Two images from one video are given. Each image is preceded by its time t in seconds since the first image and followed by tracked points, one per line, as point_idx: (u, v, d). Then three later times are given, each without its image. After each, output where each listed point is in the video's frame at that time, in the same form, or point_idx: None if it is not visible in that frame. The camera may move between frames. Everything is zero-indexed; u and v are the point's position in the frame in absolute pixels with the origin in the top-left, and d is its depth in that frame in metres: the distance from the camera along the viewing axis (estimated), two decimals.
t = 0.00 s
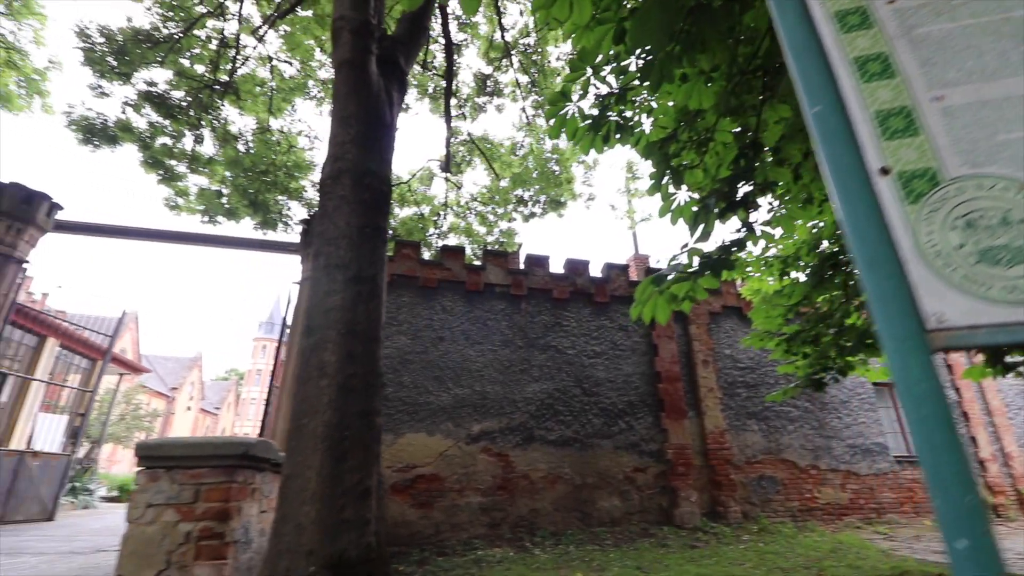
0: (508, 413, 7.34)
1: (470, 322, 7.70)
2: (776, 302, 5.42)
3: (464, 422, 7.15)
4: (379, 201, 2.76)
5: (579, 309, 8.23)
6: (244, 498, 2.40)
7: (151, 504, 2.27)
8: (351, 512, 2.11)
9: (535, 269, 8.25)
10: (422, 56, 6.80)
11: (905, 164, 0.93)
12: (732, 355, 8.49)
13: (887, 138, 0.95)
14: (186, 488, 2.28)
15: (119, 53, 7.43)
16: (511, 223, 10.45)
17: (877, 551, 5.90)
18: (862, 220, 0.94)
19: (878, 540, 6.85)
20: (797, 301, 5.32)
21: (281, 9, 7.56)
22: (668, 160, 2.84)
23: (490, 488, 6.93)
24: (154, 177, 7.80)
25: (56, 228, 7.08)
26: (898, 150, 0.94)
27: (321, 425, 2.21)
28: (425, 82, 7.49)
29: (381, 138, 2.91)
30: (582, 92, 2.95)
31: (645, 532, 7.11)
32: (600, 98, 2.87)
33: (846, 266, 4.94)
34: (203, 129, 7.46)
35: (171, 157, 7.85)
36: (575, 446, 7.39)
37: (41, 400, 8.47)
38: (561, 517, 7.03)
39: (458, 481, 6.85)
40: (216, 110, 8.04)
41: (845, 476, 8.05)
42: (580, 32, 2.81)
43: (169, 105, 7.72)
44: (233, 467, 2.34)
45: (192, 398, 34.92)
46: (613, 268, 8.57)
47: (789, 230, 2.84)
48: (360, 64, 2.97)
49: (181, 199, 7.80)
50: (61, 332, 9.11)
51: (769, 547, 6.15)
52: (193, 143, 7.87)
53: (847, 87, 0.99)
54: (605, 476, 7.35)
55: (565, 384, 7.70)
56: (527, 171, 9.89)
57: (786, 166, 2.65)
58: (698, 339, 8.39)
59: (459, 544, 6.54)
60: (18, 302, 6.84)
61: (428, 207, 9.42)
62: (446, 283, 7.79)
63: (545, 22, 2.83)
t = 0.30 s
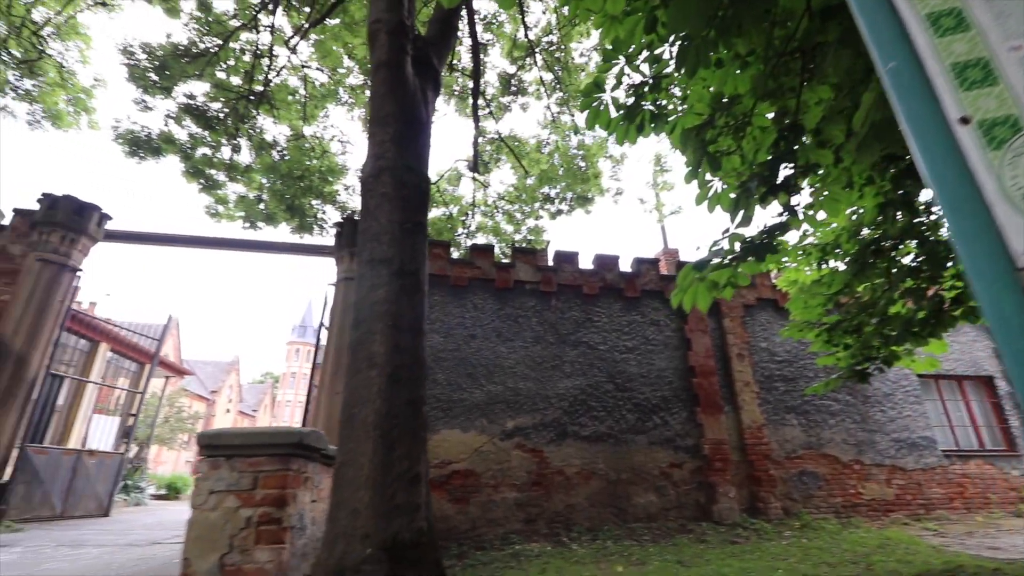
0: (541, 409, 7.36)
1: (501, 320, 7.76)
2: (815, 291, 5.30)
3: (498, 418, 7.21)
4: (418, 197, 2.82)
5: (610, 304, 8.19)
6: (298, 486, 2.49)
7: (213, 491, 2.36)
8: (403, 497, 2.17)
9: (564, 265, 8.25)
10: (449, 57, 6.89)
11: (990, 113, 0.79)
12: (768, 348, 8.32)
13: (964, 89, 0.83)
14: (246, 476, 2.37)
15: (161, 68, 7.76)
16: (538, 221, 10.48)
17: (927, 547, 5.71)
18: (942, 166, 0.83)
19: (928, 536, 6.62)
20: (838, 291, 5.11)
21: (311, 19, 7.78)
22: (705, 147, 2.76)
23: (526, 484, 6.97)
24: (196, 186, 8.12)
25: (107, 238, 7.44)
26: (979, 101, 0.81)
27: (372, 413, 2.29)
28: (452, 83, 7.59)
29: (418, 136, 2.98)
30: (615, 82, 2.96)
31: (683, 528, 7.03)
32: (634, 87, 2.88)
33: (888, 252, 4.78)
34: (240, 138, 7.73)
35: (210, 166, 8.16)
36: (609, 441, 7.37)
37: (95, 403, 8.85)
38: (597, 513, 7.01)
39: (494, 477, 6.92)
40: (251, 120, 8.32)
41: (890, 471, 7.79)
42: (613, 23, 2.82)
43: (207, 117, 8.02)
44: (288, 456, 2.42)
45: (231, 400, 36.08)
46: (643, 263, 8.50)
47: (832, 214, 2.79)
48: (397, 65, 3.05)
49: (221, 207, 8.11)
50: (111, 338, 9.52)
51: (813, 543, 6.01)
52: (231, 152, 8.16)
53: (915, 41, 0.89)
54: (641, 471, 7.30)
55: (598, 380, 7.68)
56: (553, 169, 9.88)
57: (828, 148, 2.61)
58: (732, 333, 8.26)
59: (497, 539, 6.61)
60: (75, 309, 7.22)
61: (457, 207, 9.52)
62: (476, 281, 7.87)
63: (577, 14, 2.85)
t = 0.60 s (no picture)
0: (574, 405, 7.37)
1: (532, 317, 7.80)
2: (855, 281, 5.18)
3: (531, 415, 7.25)
4: (455, 192, 2.88)
5: (640, 299, 8.14)
6: (349, 474, 2.58)
7: (270, 478, 2.46)
8: (453, 482, 2.23)
9: (593, 261, 8.23)
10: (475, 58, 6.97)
11: None
12: (805, 341, 8.13)
13: None
14: (301, 463, 2.47)
15: (199, 81, 8.06)
16: (565, 218, 10.48)
17: (980, 544, 5.51)
18: (1016, 128, 0.79)
19: (980, 533, 6.37)
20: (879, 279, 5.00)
21: (340, 27, 7.97)
22: (743, 134, 2.81)
23: (560, 480, 6.99)
24: (234, 194, 8.42)
25: (153, 245, 7.78)
26: None
27: (419, 402, 2.36)
28: (478, 84, 7.67)
29: (454, 133, 3.04)
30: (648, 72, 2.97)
31: (721, 524, 6.94)
32: (667, 77, 2.89)
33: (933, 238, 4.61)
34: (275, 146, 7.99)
35: (247, 174, 8.45)
36: (643, 437, 7.33)
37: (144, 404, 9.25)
38: (633, 509, 6.97)
39: (528, 472, 6.96)
40: (285, 128, 8.57)
41: (938, 467, 7.51)
42: (645, 12, 2.84)
43: (243, 127, 8.30)
44: (340, 444, 2.52)
45: (267, 402, 37.11)
46: (673, 257, 8.42)
47: (877, 197, 2.73)
48: (432, 64, 3.13)
49: (259, 213, 8.40)
50: (157, 342, 9.93)
51: (857, 539, 5.87)
52: (266, 159, 8.43)
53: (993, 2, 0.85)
54: (676, 467, 7.24)
55: (630, 375, 7.65)
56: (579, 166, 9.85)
57: (871, 129, 2.56)
58: (767, 327, 8.11)
59: (532, 534, 6.67)
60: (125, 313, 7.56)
61: (484, 207, 9.61)
62: (506, 279, 7.93)
63: (610, 4, 2.88)
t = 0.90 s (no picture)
0: (615, 399, 7.33)
1: (570, 312, 7.80)
2: (908, 264, 4.98)
3: (572, 409, 7.26)
4: (499, 183, 2.94)
5: (679, 292, 8.02)
6: (406, 460, 2.67)
7: (332, 463, 2.56)
8: (509, 465, 2.28)
9: (630, 254, 8.17)
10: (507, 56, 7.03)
11: None
12: (855, 330, 7.84)
13: None
14: (361, 449, 2.56)
15: (243, 94, 8.41)
16: (599, 213, 10.44)
17: None
18: None
19: None
20: (934, 262, 4.78)
21: (374, 34, 8.18)
22: (792, 111, 2.78)
23: (603, 474, 6.97)
24: (278, 201, 8.75)
25: (205, 253, 8.16)
26: None
27: (474, 387, 2.42)
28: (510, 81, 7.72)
29: (496, 126, 3.10)
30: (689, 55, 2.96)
31: (770, 520, 6.78)
32: (710, 59, 2.86)
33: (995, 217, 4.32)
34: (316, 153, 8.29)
35: (290, 181, 8.77)
36: (687, 431, 7.22)
37: (201, 404, 9.71)
38: (679, 503, 6.89)
39: (571, 467, 6.98)
40: (324, 135, 8.85)
41: (1004, 460, 7.11)
42: None
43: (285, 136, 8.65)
44: (396, 430, 2.61)
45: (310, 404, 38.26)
46: (713, 248, 8.26)
47: (936, 170, 2.64)
48: (472, 60, 3.19)
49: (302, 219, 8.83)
50: (210, 345, 10.41)
51: (919, 534, 5.63)
52: (307, 166, 8.75)
53: None
54: (722, 461, 7.11)
55: (672, 369, 7.55)
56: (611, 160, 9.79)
57: (927, 101, 2.48)
58: (814, 316, 7.86)
59: (577, 528, 6.69)
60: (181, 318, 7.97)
61: (517, 205, 9.66)
62: (542, 275, 7.96)
63: None
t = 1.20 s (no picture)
0: (654, 393, 7.25)
1: (605, 305, 7.75)
2: (964, 245, 4.75)
3: (611, 403, 7.22)
4: (538, 171, 2.96)
5: (718, 283, 7.86)
6: (456, 447, 2.73)
7: (386, 450, 2.63)
8: (560, 449, 2.29)
9: (666, 246, 8.04)
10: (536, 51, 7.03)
11: None
12: (907, 318, 7.51)
13: None
14: (413, 435, 2.63)
15: (281, 103, 8.69)
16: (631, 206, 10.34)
17: None
18: None
19: None
20: (991, 242, 4.53)
21: (403, 38, 8.32)
22: (840, 84, 2.75)
23: (645, 468, 6.91)
24: (317, 205, 9.02)
25: (250, 257, 8.48)
26: None
27: (522, 373, 2.45)
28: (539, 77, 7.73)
29: (533, 116, 3.12)
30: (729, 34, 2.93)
31: (821, 514, 6.58)
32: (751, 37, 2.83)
33: None
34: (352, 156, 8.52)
35: (327, 186, 9.03)
36: (730, 424, 7.08)
37: (248, 403, 10.08)
38: (724, 498, 6.77)
39: (611, 461, 6.95)
40: (358, 140, 9.07)
41: None
42: None
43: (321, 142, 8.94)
44: (446, 417, 2.66)
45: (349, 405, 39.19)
46: (752, 237, 8.06)
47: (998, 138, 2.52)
48: (507, 52, 3.23)
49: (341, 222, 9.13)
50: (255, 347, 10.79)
51: (984, 528, 5.36)
52: (343, 171, 9.00)
53: None
54: (768, 455, 6.94)
55: (713, 361, 7.40)
56: (642, 152, 9.68)
57: (987, 66, 2.38)
58: (861, 304, 7.59)
59: (620, 522, 6.66)
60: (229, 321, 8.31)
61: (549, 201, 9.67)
62: (577, 269, 7.94)
63: None
